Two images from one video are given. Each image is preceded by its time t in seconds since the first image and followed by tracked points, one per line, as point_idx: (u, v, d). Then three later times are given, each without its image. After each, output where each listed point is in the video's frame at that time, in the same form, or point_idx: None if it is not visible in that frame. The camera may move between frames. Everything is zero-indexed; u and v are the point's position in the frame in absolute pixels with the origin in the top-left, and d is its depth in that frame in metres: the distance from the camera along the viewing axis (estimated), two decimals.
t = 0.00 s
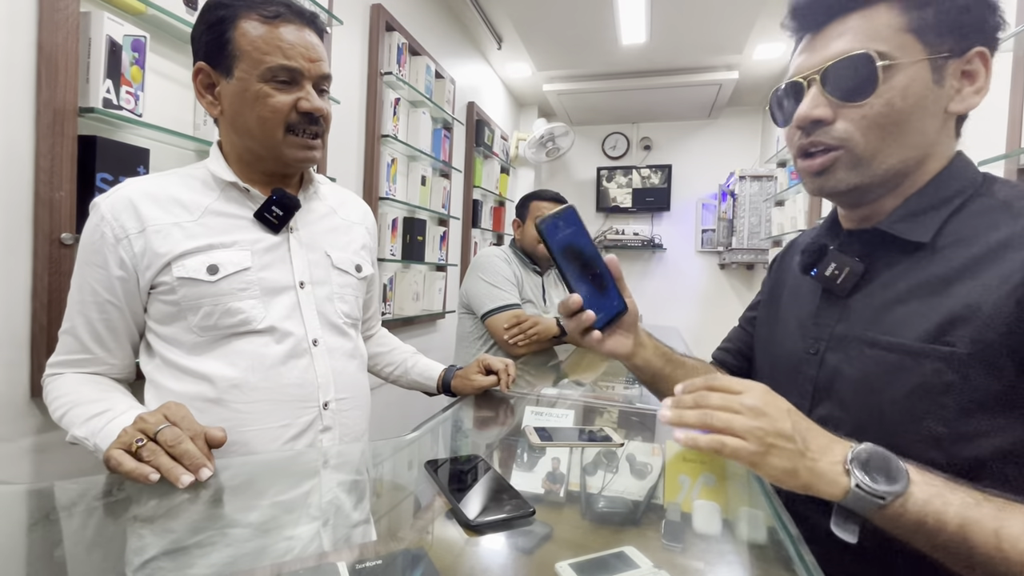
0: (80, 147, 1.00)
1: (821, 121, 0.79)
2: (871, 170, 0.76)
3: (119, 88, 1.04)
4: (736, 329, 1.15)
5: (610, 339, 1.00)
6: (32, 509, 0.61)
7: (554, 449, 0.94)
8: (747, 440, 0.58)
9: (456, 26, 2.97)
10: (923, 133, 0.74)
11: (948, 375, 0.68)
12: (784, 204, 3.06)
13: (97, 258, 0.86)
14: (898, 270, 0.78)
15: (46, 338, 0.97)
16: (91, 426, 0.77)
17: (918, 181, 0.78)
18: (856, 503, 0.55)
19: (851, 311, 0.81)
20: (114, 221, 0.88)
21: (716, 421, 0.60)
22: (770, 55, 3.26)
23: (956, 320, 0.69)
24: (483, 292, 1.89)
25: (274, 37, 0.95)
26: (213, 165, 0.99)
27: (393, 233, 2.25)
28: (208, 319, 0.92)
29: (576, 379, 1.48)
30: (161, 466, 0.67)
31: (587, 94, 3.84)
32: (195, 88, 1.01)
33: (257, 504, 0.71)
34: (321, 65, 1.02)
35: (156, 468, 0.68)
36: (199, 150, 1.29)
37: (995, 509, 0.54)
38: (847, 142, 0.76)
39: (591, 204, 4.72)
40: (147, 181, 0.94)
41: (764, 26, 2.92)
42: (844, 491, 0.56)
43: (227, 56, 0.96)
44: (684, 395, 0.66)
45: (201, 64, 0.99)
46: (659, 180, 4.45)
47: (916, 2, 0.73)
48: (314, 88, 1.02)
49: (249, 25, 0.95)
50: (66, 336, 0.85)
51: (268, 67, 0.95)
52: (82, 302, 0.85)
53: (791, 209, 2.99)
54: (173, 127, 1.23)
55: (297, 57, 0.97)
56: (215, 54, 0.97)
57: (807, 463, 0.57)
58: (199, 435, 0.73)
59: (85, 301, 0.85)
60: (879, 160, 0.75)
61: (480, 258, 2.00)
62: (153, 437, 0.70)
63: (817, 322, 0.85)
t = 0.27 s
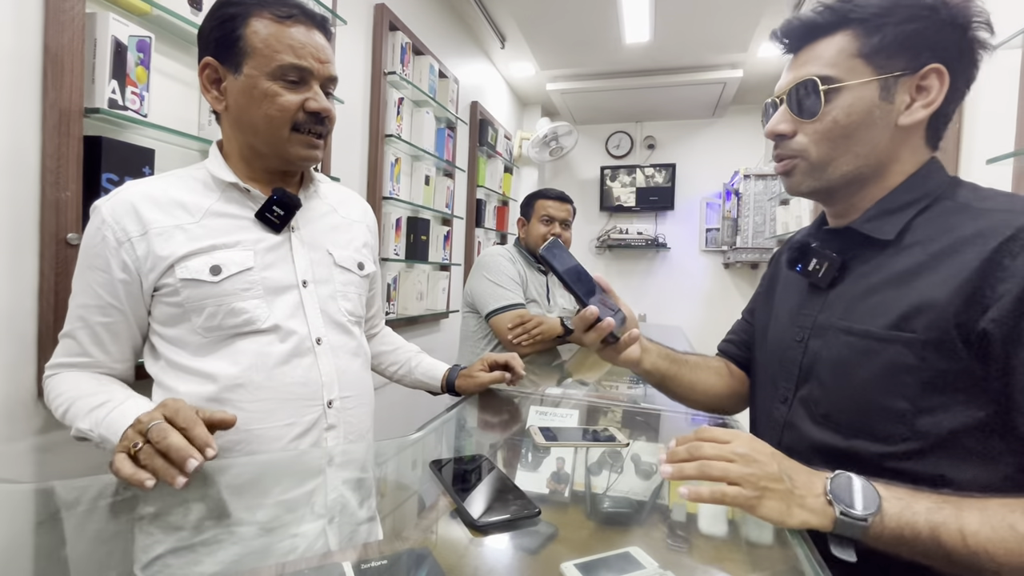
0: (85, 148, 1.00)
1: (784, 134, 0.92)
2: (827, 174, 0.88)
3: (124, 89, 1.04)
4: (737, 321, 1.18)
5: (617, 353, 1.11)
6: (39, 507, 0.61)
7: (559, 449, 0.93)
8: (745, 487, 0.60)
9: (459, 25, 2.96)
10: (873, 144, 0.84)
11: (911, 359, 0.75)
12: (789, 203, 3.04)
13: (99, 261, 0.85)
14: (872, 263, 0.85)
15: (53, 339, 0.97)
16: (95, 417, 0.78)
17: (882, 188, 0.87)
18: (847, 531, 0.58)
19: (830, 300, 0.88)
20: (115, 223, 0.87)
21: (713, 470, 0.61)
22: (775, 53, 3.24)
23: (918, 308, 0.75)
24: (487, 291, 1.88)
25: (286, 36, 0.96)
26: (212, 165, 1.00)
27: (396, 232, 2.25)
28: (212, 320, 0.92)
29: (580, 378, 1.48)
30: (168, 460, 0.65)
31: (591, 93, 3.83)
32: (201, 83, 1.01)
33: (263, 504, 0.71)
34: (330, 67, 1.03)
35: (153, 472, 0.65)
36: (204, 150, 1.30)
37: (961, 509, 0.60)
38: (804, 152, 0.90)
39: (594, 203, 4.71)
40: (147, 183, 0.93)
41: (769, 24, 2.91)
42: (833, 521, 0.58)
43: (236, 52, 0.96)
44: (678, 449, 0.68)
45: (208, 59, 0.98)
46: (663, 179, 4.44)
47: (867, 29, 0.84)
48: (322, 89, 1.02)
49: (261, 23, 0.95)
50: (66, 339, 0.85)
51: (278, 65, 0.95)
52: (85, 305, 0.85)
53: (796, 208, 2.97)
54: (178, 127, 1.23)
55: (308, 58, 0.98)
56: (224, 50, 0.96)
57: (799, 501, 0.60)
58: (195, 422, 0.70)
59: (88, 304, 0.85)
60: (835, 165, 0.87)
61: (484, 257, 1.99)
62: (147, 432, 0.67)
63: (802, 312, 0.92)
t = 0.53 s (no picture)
0: (92, 148, 1.00)
1: (781, 133, 0.93)
2: (817, 173, 0.88)
3: (131, 90, 1.04)
4: (736, 320, 1.18)
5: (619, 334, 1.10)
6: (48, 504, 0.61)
7: (564, 449, 0.94)
8: (755, 493, 0.58)
9: (463, 25, 2.96)
10: (861, 149, 0.84)
11: (905, 348, 0.74)
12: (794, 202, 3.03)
13: (111, 260, 0.83)
14: (865, 259, 0.84)
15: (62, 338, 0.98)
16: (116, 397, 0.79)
17: (872, 192, 0.86)
18: (854, 529, 0.58)
19: (826, 296, 0.87)
20: (124, 221, 0.86)
21: (722, 479, 0.59)
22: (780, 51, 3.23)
23: (910, 299, 0.75)
24: (491, 291, 1.88)
25: (302, 38, 0.97)
26: (218, 165, 1.00)
27: (401, 232, 2.26)
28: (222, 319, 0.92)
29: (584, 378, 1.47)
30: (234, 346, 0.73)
31: (594, 92, 3.82)
32: (211, 84, 0.99)
33: (268, 502, 0.71)
34: (341, 69, 1.04)
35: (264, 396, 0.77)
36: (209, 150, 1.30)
37: (961, 498, 0.60)
38: (798, 150, 0.90)
39: (598, 203, 4.70)
40: (154, 183, 0.93)
41: (774, 22, 2.89)
42: (841, 519, 0.59)
43: (250, 53, 0.95)
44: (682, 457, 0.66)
45: (219, 59, 0.97)
46: (668, 178, 4.42)
47: (869, 39, 0.84)
48: (333, 91, 1.03)
49: (276, 24, 0.95)
50: (66, 345, 0.81)
51: (294, 66, 0.95)
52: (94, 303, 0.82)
53: (801, 207, 2.96)
54: (184, 127, 1.23)
55: (322, 60, 0.99)
56: (237, 50, 0.95)
57: (808, 503, 0.59)
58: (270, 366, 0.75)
59: (96, 303, 0.82)
60: (826, 165, 0.87)
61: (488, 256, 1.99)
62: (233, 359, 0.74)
63: (798, 308, 0.91)
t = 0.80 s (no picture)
0: (98, 149, 1.01)
1: (782, 135, 0.93)
2: (817, 175, 0.88)
3: (136, 91, 1.05)
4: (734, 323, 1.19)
5: (622, 326, 1.11)
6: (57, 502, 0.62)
7: (567, 448, 0.94)
8: (762, 493, 0.58)
9: (466, 25, 2.97)
10: (859, 150, 0.84)
11: (913, 343, 0.73)
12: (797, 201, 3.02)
13: (132, 259, 0.81)
14: (870, 257, 0.84)
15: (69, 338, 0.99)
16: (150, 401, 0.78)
17: (871, 193, 0.86)
18: (859, 528, 0.58)
19: (831, 294, 0.86)
20: (139, 220, 0.84)
21: (728, 481, 0.60)
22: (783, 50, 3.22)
23: (916, 295, 0.74)
24: (494, 291, 1.88)
25: (314, 38, 0.98)
26: (224, 165, 0.99)
27: (404, 232, 2.26)
28: (236, 320, 0.92)
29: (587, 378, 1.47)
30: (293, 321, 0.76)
31: (597, 91, 3.82)
32: (222, 85, 0.98)
33: (273, 501, 0.72)
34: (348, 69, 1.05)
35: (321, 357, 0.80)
36: (213, 150, 1.31)
37: (963, 495, 0.60)
38: (799, 152, 0.90)
39: (602, 203, 4.70)
40: (164, 183, 0.91)
41: (778, 21, 2.89)
42: (846, 518, 0.59)
43: (263, 53, 0.95)
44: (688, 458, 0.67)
45: (230, 60, 0.96)
46: (671, 178, 4.41)
47: (864, 44, 0.85)
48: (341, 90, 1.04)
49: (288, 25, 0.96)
50: (91, 350, 0.78)
51: (308, 65, 0.96)
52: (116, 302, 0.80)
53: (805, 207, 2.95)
54: (188, 128, 1.24)
55: (331, 59, 1.00)
56: (249, 50, 0.95)
57: (814, 504, 0.59)
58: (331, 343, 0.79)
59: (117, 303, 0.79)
60: (824, 167, 0.87)
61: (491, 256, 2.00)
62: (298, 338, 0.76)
63: (802, 307, 0.90)
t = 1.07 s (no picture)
0: (103, 151, 1.02)
1: (781, 132, 0.94)
2: (814, 172, 0.89)
3: (141, 92, 1.06)
4: (734, 322, 1.19)
5: (619, 324, 1.11)
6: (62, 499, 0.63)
7: (569, 447, 0.94)
8: (760, 493, 0.58)
9: (468, 26, 2.97)
10: (857, 148, 0.84)
11: (913, 343, 0.73)
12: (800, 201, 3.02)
13: (134, 259, 0.81)
14: (869, 258, 0.84)
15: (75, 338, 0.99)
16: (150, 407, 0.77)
17: (870, 192, 0.86)
18: (859, 529, 0.58)
19: (830, 295, 0.86)
20: (146, 219, 0.84)
21: (726, 481, 0.60)
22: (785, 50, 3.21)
23: (916, 295, 0.74)
24: (496, 291, 1.88)
25: (326, 39, 0.99)
26: (231, 163, 0.99)
27: (406, 232, 2.27)
28: (246, 320, 0.92)
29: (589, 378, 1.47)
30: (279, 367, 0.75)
31: (599, 92, 3.82)
32: (233, 84, 0.98)
33: (275, 500, 0.72)
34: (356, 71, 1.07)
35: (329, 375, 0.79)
36: (217, 151, 1.31)
37: (967, 495, 0.60)
38: (797, 149, 0.91)
39: (604, 203, 4.70)
40: (171, 181, 0.91)
41: (780, 20, 2.88)
42: (846, 519, 0.59)
43: (276, 53, 0.95)
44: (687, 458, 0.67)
45: (242, 59, 0.96)
46: (673, 178, 4.41)
47: (866, 40, 0.85)
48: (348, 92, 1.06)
49: (301, 26, 0.97)
50: (88, 350, 0.77)
51: (320, 65, 0.98)
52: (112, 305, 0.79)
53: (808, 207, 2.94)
54: (193, 129, 1.25)
55: (342, 61, 1.02)
56: (262, 50, 0.95)
57: (813, 503, 0.59)
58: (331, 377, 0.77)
59: (117, 304, 0.79)
60: (821, 165, 0.87)
61: (493, 257, 2.00)
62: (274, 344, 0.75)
63: (802, 309, 0.90)
